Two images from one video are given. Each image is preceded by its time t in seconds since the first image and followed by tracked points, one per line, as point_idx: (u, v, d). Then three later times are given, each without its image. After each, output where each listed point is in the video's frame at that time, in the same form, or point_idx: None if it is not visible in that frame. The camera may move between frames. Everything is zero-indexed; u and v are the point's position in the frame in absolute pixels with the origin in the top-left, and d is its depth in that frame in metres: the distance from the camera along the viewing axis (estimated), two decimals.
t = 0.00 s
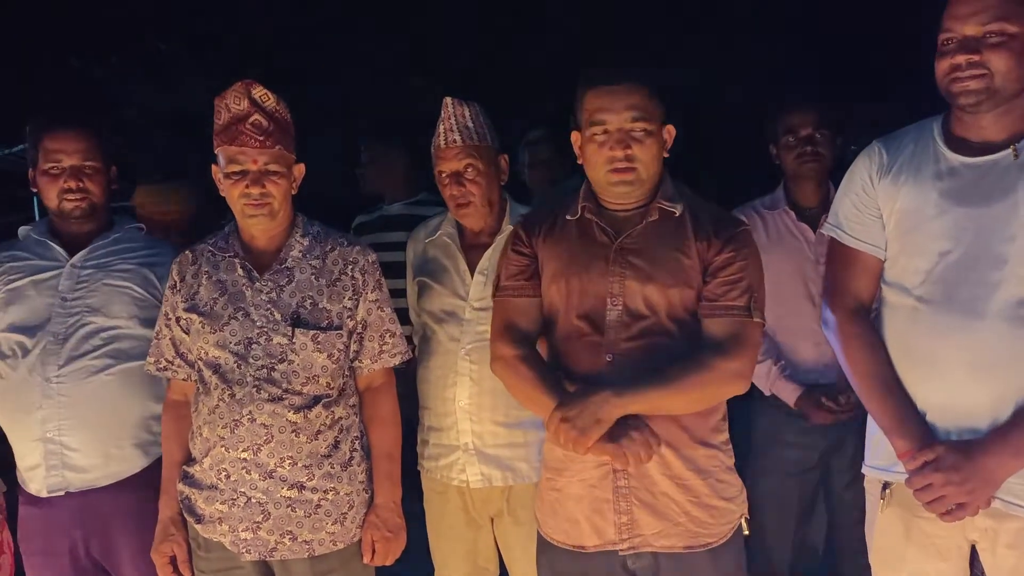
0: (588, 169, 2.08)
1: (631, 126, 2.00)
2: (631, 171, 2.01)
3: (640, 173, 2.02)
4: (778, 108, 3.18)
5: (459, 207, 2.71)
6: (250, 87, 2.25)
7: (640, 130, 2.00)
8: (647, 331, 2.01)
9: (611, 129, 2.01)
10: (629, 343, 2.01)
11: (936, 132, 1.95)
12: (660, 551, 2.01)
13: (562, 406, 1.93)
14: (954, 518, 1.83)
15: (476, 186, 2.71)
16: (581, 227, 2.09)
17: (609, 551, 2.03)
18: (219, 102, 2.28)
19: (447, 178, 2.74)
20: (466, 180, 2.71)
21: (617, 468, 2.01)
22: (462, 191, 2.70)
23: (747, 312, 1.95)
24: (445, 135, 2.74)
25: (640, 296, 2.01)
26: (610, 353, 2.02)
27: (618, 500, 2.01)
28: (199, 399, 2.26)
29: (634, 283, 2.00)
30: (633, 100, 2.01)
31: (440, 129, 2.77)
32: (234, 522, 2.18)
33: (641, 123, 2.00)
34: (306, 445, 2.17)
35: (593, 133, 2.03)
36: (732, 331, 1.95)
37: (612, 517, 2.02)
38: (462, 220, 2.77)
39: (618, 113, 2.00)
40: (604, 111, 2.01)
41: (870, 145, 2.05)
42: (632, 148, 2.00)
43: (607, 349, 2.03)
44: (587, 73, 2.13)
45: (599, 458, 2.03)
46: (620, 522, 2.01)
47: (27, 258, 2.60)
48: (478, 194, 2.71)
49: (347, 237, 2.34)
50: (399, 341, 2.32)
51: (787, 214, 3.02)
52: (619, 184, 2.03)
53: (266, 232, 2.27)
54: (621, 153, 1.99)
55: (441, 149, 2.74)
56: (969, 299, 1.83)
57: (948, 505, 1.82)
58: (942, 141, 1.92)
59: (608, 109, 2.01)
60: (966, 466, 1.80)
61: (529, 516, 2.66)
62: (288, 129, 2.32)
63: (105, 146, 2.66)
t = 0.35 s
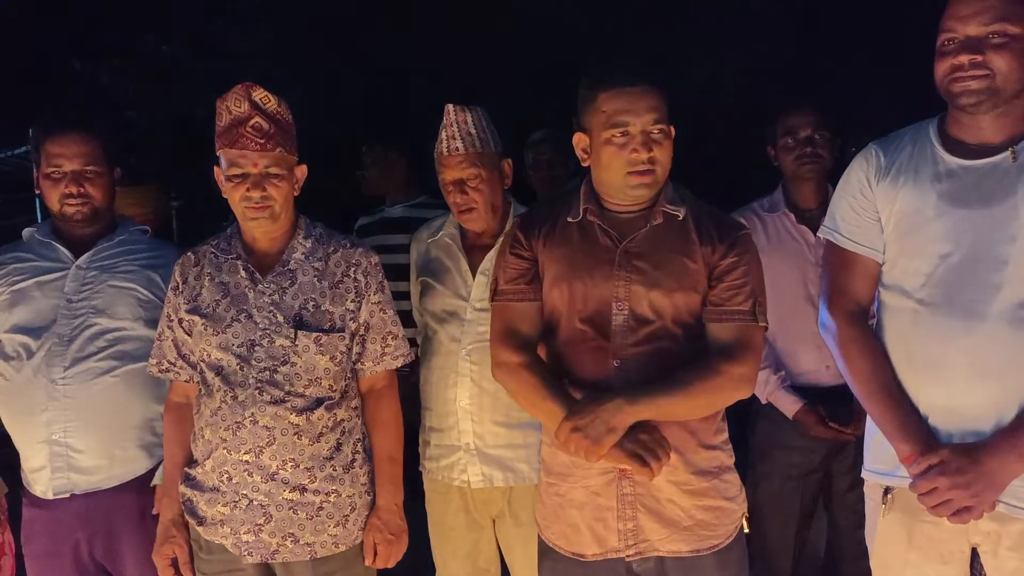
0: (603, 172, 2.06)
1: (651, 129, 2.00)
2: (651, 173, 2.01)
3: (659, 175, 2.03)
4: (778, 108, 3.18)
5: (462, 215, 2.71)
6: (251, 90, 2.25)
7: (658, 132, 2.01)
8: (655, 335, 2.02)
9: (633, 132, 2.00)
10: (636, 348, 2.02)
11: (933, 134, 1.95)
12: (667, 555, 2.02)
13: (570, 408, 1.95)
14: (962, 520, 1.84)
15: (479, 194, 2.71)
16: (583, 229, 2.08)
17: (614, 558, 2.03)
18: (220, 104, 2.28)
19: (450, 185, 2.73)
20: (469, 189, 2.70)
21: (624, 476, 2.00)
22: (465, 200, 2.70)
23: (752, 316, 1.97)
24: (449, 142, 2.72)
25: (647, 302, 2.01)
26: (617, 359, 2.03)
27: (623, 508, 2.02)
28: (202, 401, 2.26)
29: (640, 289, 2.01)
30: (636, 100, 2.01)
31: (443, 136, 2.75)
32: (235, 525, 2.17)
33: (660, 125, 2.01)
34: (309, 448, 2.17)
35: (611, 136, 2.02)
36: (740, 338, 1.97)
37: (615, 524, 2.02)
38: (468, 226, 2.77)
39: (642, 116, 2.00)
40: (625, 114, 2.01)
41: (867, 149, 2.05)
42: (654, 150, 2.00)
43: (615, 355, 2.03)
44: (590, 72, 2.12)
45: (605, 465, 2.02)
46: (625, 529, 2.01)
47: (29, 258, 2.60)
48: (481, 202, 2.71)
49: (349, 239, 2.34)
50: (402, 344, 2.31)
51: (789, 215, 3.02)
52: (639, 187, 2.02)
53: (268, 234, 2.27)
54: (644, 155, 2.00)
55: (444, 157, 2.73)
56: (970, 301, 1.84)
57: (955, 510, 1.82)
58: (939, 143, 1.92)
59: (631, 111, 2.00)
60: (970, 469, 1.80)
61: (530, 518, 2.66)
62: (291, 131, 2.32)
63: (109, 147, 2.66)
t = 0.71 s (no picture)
0: (594, 173, 2.07)
1: (640, 131, 2.01)
2: (641, 174, 2.01)
3: (650, 177, 2.03)
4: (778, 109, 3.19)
5: (459, 224, 2.72)
6: (251, 90, 2.24)
7: (649, 134, 2.01)
8: (660, 337, 2.02)
9: (621, 134, 2.01)
10: (640, 353, 2.03)
11: (927, 137, 1.95)
12: (675, 559, 2.02)
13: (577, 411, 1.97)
14: (955, 525, 1.84)
15: (474, 201, 2.71)
16: (584, 230, 2.08)
17: (620, 563, 2.03)
18: (221, 104, 2.27)
19: (444, 194, 2.73)
20: (463, 197, 2.70)
21: (631, 480, 2.00)
22: (461, 209, 2.70)
23: (756, 318, 1.99)
24: (440, 152, 2.71)
25: (651, 304, 2.01)
26: (621, 363, 2.03)
27: (630, 512, 2.02)
28: (202, 401, 2.25)
29: (644, 292, 2.01)
30: (638, 100, 2.01)
31: (434, 145, 2.73)
32: (235, 526, 2.16)
33: (650, 127, 2.01)
34: (309, 449, 2.17)
35: (601, 138, 2.03)
36: (740, 342, 1.98)
37: (621, 529, 2.02)
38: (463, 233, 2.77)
39: (628, 117, 2.00)
40: (613, 116, 2.02)
41: (861, 151, 2.04)
42: (642, 152, 2.01)
43: (619, 359, 2.03)
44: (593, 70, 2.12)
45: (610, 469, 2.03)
46: (630, 533, 2.02)
47: (30, 261, 2.60)
48: (477, 209, 2.71)
49: (352, 240, 2.34)
50: (403, 344, 2.30)
51: (788, 217, 3.03)
52: (629, 188, 2.03)
53: (270, 235, 2.26)
54: (632, 158, 2.00)
55: (436, 166, 2.72)
56: (967, 304, 1.84)
57: (950, 515, 1.83)
58: (935, 145, 1.92)
59: (619, 112, 2.01)
60: (967, 473, 1.81)
61: (532, 518, 2.66)
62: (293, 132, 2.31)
63: (109, 148, 2.64)
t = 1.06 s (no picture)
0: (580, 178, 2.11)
1: (614, 138, 2.02)
2: (616, 183, 2.03)
3: (627, 184, 2.04)
4: (776, 115, 3.20)
5: (454, 232, 2.72)
6: (247, 95, 2.25)
7: (624, 141, 2.02)
8: (657, 342, 2.03)
9: (595, 141, 2.04)
10: (637, 357, 2.03)
11: (919, 141, 1.96)
12: (672, 566, 2.02)
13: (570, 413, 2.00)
14: (948, 530, 1.84)
15: (469, 211, 2.71)
16: (585, 232, 2.10)
17: (618, 567, 2.04)
18: (218, 109, 2.28)
19: (438, 204, 2.72)
20: (459, 208, 2.70)
21: (626, 485, 2.01)
22: (456, 219, 2.70)
23: (755, 321, 1.98)
24: (433, 163, 2.69)
25: (646, 307, 2.02)
26: (617, 367, 2.03)
27: (627, 516, 2.03)
28: (201, 405, 2.25)
29: (641, 294, 2.02)
30: (631, 105, 2.03)
31: (426, 156, 2.70)
32: (234, 530, 2.17)
33: (625, 134, 2.02)
34: (308, 453, 2.17)
35: (580, 144, 2.07)
36: (738, 345, 1.98)
37: (619, 532, 2.03)
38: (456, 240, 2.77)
39: (600, 125, 2.03)
40: (587, 123, 2.05)
41: (853, 157, 2.05)
42: (616, 160, 2.02)
43: (614, 362, 2.04)
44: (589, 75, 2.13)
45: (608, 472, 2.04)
46: (627, 537, 2.03)
47: (30, 265, 2.62)
48: (472, 218, 2.72)
49: (351, 244, 2.35)
50: (402, 348, 2.31)
51: (784, 221, 3.01)
52: (606, 195, 2.06)
53: (269, 240, 2.28)
54: (605, 165, 2.02)
55: (429, 178, 2.70)
56: (959, 307, 1.85)
57: (944, 520, 1.83)
58: (926, 150, 1.93)
59: (590, 119, 2.04)
60: (960, 478, 1.81)
61: (533, 521, 2.67)
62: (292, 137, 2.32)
63: (108, 152, 2.66)
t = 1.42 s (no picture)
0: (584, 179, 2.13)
1: (611, 139, 2.04)
2: (614, 183, 2.04)
3: (625, 185, 2.05)
4: (774, 119, 3.21)
5: (457, 237, 2.73)
6: (244, 97, 2.25)
7: (622, 142, 2.03)
8: (657, 343, 2.03)
9: (594, 141, 2.06)
10: (636, 359, 2.04)
11: (914, 145, 1.98)
12: (665, 567, 2.03)
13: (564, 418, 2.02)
14: (946, 531, 1.84)
15: (472, 217, 2.71)
16: (591, 234, 2.13)
17: (614, 568, 2.06)
18: (218, 112, 2.29)
19: (441, 210, 2.71)
20: (462, 214, 2.69)
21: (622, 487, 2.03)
22: (459, 224, 2.70)
23: (755, 324, 1.97)
24: (437, 170, 2.66)
25: (647, 307, 2.03)
26: (617, 368, 2.04)
27: (624, 518, 2.04)
28: (202, 405, 2.27)
29: (642, 295, 2.03)
30: (627, 105, 2.04)
31: (429, 162, 2.68)
32: (234, 530, 2.18)
33: (622, 135, 2.03)
34: (308, 453, 2.18)
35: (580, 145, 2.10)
36: (741, 345, 1.96)
37: (615, 534, 2.05)
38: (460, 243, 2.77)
39: (596, 126, 2.05)
40: (585, 124, 2.08)
41: (849, 161, 2.06)
42: (614, 160, 2.04)
43: (615, 363, 2.05)
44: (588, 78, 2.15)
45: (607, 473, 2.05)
46: (625, 539, 2.04)
47: (32, 266, 2.63)
48: (475, 224, 2.71)
49: (351, 246, 2.36)
50: (402, 350, 2.32)
51: (782, 223, 3.01)
52: (605, 195, 2.07)
53: (270, 241, 2.29)
54: (602, 165, 2.04)
55: (433, 185, 2.68)
56: (956, 310, 1.86)
57: (942, 521, 1.83)
58: (922, 154, 1.94)
59: (587, 121, 2.07)
60: (957, 480, 1.82)
61: (532, 524, 2.69)
62: (291, 139, 2.33)
63: (109, 153, 2.67)
